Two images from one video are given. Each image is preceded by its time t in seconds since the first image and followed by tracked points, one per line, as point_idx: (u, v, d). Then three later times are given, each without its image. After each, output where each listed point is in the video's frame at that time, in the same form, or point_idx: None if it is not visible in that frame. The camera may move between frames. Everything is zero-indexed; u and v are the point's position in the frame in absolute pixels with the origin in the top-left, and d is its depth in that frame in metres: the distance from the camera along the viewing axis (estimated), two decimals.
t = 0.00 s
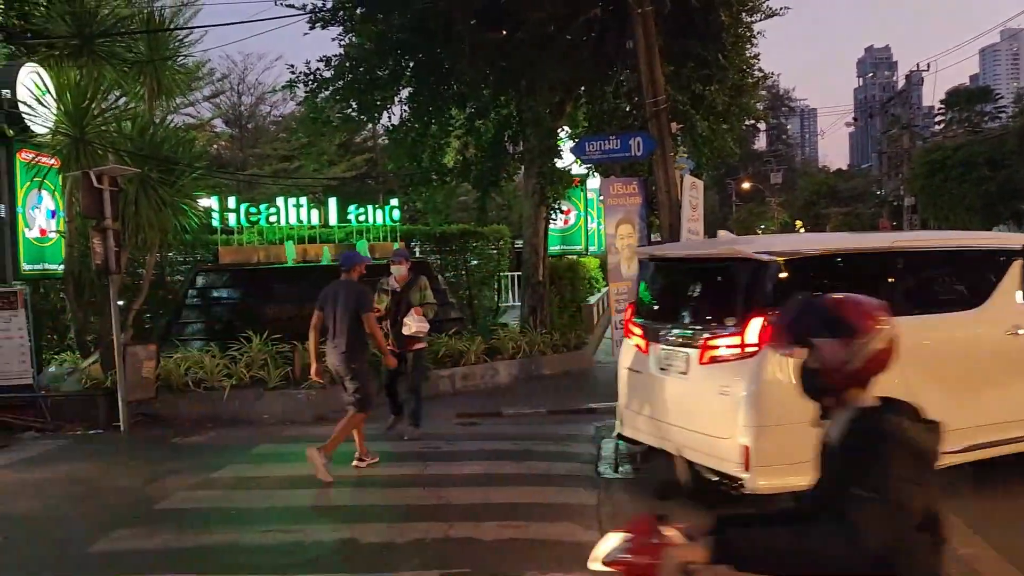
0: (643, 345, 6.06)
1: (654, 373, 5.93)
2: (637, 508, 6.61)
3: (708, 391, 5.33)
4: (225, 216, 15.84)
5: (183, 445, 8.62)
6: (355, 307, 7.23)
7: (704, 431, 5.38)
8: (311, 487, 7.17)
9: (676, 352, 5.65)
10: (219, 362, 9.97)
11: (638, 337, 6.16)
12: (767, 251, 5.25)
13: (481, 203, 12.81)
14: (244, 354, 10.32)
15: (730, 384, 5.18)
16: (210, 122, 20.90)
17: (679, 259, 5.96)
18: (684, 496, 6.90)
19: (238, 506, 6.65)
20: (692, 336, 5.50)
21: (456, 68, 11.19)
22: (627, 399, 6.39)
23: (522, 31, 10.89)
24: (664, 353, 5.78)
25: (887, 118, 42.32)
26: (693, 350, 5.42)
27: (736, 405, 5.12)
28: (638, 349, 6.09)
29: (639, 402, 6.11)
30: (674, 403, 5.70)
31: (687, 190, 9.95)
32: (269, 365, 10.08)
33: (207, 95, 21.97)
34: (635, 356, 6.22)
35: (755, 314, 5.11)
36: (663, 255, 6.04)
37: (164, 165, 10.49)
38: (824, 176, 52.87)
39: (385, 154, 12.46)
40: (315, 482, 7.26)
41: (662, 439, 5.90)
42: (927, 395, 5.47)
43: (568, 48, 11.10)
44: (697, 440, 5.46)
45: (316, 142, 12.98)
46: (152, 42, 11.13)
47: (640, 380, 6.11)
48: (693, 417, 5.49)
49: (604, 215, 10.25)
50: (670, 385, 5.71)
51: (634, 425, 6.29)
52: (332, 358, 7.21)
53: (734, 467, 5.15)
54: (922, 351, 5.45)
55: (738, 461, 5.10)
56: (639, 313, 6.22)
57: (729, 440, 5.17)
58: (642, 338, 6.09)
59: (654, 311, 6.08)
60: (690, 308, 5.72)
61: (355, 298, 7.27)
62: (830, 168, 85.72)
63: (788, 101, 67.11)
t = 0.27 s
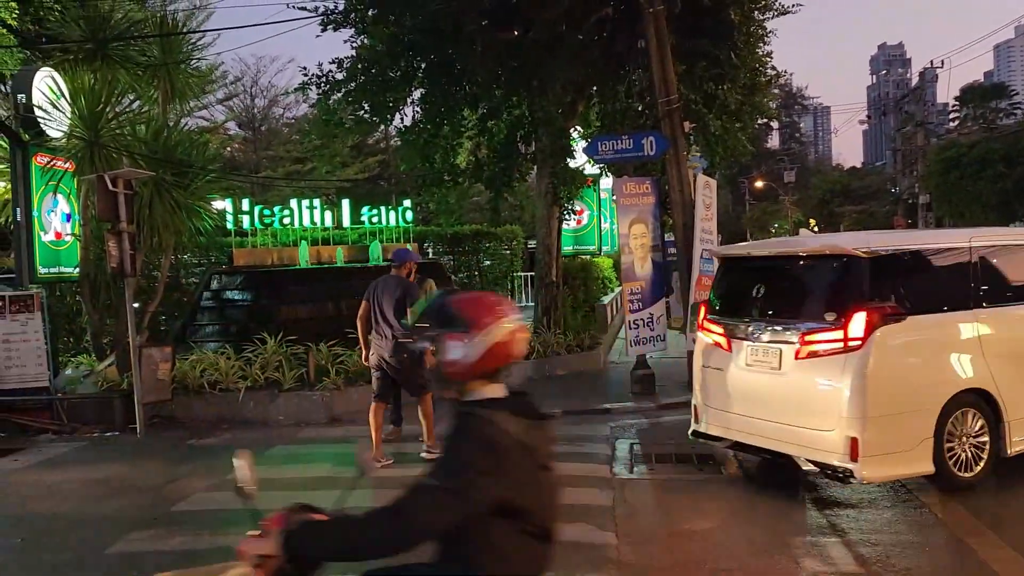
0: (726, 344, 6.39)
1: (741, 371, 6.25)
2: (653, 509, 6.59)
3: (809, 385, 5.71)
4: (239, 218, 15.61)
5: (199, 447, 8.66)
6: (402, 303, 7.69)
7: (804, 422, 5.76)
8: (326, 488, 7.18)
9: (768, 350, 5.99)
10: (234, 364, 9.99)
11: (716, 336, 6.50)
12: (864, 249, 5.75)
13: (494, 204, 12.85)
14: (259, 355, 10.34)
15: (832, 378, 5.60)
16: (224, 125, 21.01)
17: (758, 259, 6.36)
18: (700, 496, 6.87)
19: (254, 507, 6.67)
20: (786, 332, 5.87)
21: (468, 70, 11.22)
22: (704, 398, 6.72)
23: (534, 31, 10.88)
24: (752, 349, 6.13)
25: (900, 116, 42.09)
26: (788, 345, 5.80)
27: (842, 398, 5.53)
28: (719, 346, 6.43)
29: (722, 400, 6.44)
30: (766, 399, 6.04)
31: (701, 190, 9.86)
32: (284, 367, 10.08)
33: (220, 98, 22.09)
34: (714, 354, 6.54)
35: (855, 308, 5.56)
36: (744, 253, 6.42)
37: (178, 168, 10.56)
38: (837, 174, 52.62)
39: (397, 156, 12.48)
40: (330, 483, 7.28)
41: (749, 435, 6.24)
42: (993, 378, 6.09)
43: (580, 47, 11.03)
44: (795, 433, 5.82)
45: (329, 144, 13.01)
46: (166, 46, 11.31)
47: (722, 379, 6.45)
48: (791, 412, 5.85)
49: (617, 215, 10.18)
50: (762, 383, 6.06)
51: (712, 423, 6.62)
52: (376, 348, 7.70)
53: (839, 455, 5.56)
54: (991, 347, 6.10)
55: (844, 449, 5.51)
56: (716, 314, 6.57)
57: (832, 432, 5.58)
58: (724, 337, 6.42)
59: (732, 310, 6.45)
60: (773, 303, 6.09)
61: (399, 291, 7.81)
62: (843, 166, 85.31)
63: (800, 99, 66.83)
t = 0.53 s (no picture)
0: (790, 335, 6.59)
1: (810, 362, 6.44)
2: (653, 508, 6.61)
3: (887, 373, 5.95)
4: (236, 220, 15.33)
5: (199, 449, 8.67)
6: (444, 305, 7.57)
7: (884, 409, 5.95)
8: (328, 489, 7.18)
9: (840, 340, 6.20)
10: (232, 365, 10.00)
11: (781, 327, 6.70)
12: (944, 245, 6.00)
13: (491, 204, 12.89)
14: (257, 356, 10.32)
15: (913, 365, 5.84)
16: (220, 125, 20.99)
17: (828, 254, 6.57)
18: (699, 495, 6.89)
19: (254, 510, 6.68)
20: (860, 324, 6.10)
21: (465, 70, 11.26)
22: (763, 389, 6.88)
23: (532, 32, 10.88)
24: (822, 339, 6.34)
25: (896, 115, 42.21)
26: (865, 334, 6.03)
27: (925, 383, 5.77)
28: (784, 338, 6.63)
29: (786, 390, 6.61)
30: (838, 388, 6.25)
31: (698, 190, 9.90)
32: (282, 368, 10.07)
33: (217, 99, 22.05)
34: (777, 346, 6.72)
35: (937, 300, 5.81)
36: (814, 247, 6.60)
37: (174, 168, 10.59)
38: (832, 173, 52.75)
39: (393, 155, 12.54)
40: (330, 485, 7.28)
41: (817, 424, 6.42)
42: None
43: (578, 48, 11.02)
44: (872, 419, 6.02)
45: (325, 144, 13.02)
46: (162, 46, 11.30)
47: (787, 370, 6.63)
48: (868, 398, 6.05)
49: (614, 215, 10.27)
50: (834, 372, 6.26)
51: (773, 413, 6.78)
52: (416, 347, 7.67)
53: (921, 439, 5.79)
54: None
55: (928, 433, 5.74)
56: (779, 307, 6.76)
57: (916, 416, 5.81)
58: (788, 329, 6.61)
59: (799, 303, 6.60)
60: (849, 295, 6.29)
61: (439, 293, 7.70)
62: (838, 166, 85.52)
63: (795, 99, 67.04)
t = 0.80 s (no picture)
0: (835, 325, 6.77)
1: (858, 350, 6.64)
2: (638, 506, 6.63)
3: (941, 359, 6.17)
4: (219, 219, 15.36)
5: (181, 449, 8.60)
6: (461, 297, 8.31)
7: (934, 394, 6.21)
8: (313, 489, 7.14)
9: (889, 330, 6.43)
10: (215, 365, 9.93)
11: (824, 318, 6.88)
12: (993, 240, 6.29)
13: (476, 203, 12.89)
14: (241, 356, 10.25)
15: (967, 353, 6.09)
16: (203, 123, 20.84)
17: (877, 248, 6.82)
18: (684, 494, 6.92)
19: (237, 510, 6.63)
20: (910, 312, 6.32)
21: (450, 69, 11.25)
22: (805, 377, 7.05)
23: (517, 31, 10.88)
24: (868, 329, 6.56)
25: (878, 116, 42.54)
26: (916, 323, 6.25)
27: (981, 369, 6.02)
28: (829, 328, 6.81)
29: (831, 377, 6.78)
30: (888, 376, 6.45)
31: (683, 189, 9.94)
32: (266, 368, 10.02)
33: (199, 97, 21.94)
34: (820, 336, 6.90)
35: (987, 288, 6.07)
36: (865, 242, 6.85)
37: (156, 167, 10.45)
38: (816, 173, 53.10)
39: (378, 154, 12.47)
40: (314, 485, 7.24)
41: (863, 410, 6.62)
42: None
43: (563, 48, 11.04)
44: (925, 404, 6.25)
45: (309, 143, 12.94)
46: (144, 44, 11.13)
47: (832, 360, 6.80)
48: (920, 384, 6.28)
49: (600, 214, 10.29)
50: (884, 360, 6.46)
51: (815, 399, 6.94)
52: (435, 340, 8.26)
53: (976, 421, 6.05)
54: None
55: (983, 415, 6.01)
56: (822, 299, 6.95)
57: (968, 400, 6.06)
58: (831, 319, 6.81)
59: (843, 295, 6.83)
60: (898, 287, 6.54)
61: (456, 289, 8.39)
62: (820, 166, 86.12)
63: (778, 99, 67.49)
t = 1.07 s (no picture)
0: (863, 319, 7.10)
1: (887, 342, 6.96)
2: (619, 505, 6.65)
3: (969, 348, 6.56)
4: (198, 215, 14.97)
5: (158, 448, 8.51)
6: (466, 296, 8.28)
7: (965, 381, 6.57)
8: (293, 489, 7.09)
9: (919, 322, 6.78)
10: (194, 363, 9.82)
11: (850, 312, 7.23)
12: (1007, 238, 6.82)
13: (458, 202, 12.87)
14: (220, 354, 10.15)
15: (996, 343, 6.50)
16: (182, 118, 20.64)
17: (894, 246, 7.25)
18: (665, 492, 6.94)
19: (215, 509, 6.57)
20: (938, 306, 6.71)
21: (433, 66, 11.21)
22: (831, 367, 7.33)
23: (500, 29, 10.88)
24: (898, 323, 6.89)
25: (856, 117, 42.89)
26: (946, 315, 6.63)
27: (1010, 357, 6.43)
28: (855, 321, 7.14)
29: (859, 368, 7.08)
30: (919, 364, 6.78)
31: (664, 189, 9.97)
32: (245, 366, 9.92)
33: (178, 92, 21.73)
34: (848, 330, 7.21)
35: (1012, 283, 6.52)
36: (888, 240, 7.24)
37: (134, 163, 10.31)
38: (795, 173, 53.51)
39: (359, 152, 12.41)
40: (293, 484, 7.19)
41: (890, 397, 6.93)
42: None
43: (546, 46, 11.05)
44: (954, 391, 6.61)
45: (289, 140, 12.85)
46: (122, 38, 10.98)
47: (859, 350, 7.11)
48: (949, 373, 6.64)
49: (582, 213, 10.29)
50: (914, 350, 6.80)
51: (843, 389, 7.22)
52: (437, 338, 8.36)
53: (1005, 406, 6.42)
54: None
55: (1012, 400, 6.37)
56: (845, 296, 7.30)
57: (998, 385, 6.45)
58: (858, 314, 7.14)
59: (863, 291, 7.18)
60: (923, 282, 6.92)
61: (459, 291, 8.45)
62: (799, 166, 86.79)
63: (759, 101, 68.01)
